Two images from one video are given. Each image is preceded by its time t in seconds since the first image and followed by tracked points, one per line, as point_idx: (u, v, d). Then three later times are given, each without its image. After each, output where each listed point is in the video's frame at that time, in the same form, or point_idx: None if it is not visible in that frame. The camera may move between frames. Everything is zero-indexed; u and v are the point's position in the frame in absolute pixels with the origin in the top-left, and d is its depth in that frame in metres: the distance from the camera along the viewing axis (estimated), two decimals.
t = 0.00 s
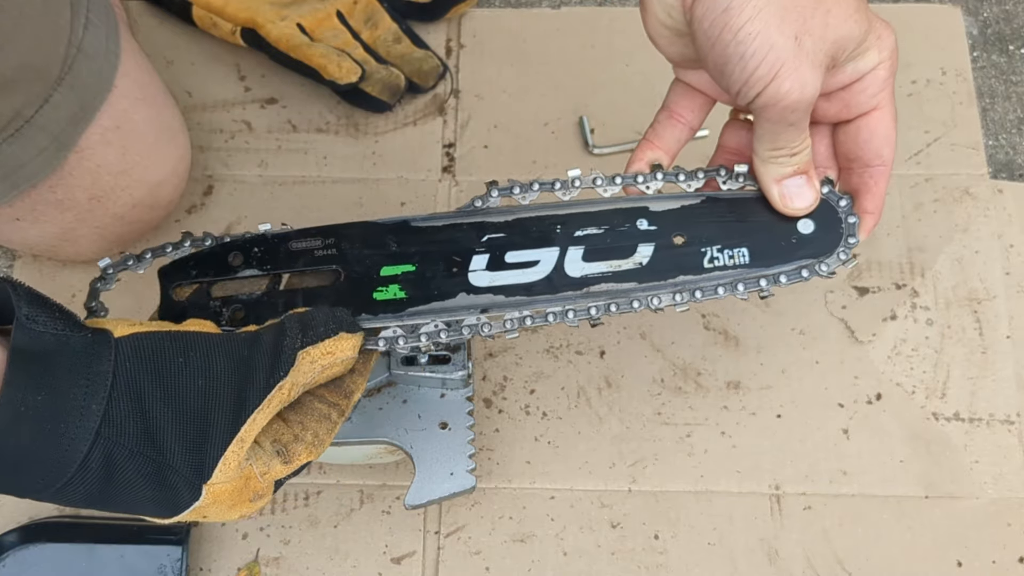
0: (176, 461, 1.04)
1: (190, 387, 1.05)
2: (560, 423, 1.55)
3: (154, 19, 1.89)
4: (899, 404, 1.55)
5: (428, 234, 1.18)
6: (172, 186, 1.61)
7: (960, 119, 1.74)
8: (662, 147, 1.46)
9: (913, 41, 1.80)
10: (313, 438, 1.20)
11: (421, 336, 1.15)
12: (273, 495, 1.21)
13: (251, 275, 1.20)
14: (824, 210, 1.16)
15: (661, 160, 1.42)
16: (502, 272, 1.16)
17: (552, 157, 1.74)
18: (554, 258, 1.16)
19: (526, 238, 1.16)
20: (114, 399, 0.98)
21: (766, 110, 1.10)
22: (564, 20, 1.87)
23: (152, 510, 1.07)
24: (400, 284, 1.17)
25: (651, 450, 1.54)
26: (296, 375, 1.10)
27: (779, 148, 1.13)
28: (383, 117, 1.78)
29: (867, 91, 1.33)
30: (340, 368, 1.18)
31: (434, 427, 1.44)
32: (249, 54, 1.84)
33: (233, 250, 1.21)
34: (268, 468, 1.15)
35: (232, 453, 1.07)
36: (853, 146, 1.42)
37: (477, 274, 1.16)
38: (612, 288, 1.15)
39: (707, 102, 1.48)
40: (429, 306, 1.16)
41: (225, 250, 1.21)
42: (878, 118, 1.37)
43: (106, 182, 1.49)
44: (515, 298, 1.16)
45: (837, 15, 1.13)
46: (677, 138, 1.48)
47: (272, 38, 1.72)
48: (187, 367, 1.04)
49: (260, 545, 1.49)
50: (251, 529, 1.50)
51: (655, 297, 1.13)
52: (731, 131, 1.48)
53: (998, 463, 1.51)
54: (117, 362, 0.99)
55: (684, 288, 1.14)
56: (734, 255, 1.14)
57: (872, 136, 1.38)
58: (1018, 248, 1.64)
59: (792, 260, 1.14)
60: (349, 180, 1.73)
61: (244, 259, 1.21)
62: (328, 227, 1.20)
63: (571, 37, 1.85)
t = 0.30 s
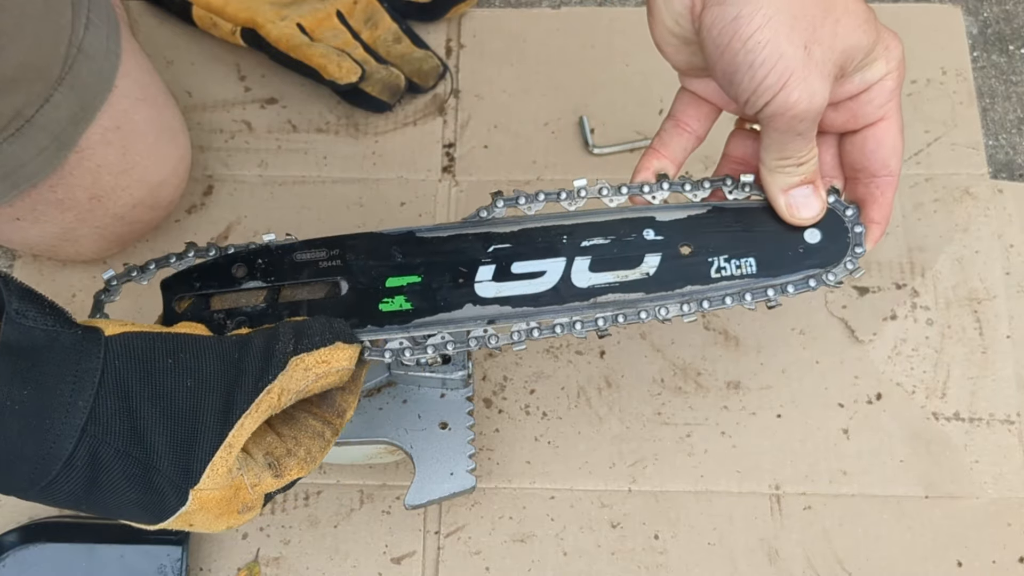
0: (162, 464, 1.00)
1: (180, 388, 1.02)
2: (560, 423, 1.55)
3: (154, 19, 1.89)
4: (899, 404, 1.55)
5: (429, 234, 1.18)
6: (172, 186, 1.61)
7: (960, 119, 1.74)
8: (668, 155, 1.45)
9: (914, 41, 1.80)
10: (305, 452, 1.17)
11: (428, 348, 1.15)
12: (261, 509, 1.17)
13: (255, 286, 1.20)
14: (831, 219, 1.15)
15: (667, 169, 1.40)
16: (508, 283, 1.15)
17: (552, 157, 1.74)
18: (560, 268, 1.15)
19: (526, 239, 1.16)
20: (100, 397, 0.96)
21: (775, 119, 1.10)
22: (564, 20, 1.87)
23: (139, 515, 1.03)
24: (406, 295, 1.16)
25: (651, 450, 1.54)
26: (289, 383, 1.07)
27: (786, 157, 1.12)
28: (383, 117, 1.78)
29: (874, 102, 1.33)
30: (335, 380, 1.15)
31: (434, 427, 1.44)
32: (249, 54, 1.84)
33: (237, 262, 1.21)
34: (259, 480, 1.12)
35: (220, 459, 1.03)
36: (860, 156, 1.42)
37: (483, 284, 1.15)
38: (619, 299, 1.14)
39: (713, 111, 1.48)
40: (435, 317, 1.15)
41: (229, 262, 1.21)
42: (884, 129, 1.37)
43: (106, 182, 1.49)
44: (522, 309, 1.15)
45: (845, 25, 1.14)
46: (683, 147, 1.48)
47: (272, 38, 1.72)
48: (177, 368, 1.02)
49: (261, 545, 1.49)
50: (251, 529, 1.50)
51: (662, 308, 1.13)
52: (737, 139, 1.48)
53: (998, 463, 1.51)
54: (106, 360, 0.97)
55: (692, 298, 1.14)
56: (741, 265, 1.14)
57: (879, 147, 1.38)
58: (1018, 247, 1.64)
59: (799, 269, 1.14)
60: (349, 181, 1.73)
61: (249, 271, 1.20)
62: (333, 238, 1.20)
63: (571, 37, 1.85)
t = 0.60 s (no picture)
0: (140, 445, 1.00)
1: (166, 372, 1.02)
2: (560, 423, 1.55)
3: (154, 19, 1.89)
4: (899, 404, 1.55)
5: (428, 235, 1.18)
6: (173, 186, 1.61)
7: (960, 119, 1.74)
8: (670, 158, 1.45)
9: (914, 41, 1.80)
10: (283, 476, 1.18)
11: (427, 351, 1.15)
12: (231, 526, 1.16)
13: (258, 290, 1.22)
14: (831, 221, 1.15)
15: (668, 173, 1.40)
16: (508, 288, 1.16)
17: (552, 157, 1.74)
18: (560, 272, 1.15)
19: (524, 238, 1.17)
20: (87, 370, 0.95)
21: (776, 122, 1.09)
22: (564, 20, 1.87)
23: (104, 498, 1.00)
24: (407, 300, 1.16)
25: (651, 450, 1.54)
26: (273, 381, 1.10)
27: (789, 159, 1.12)
28: (383, 117, 1.78)
29: (877, 105, 1.33)
30: (322, 382, 1.16)
31: (434, 427, 1.44)
32: (249, 54, 1.85)
33: (240, 266, 1.23)
34: (233, 491, 1.12)
35: (197, 449, 1.04)
36: (863, 159, 1.42)
37: (484, 288, 1.16)
38: (620, 303, 1.14)
39: (716, 114, 1.48)
40: (436, 322, 1.15)
41: (233, 265, 1.23)
42: (888, 131, 1.37)
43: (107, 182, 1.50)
44: (522, 313, 1.15)
45: (848, 27, 1.13)
46: (685, 149, 1.48)
47: (272, 38, 1.71)
48: (166, 351, 1.02)
49: (261, 545, 1.49)
50: (251, 529, 1.50)
51: (663, 312, 1.13)
52: (740, 142, 1.48)
53: (998, 463, 1.51)
54: (99, 336, 0.97)
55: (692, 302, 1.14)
56: (742, 268, 1.14)
57: (882, 150, 1.38)
58: (1018, 248, 1.64)
59: (800, 272, 1.14)
60: (349, 180, 1.73)
61: (252, 275, 1.22)
62: (335, 243, 1.20)
63: (571, 37, 1.85)
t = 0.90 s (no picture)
0: (156, 417, 0.95)
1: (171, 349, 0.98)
2: (560, 423, 1.55)
3: (154, 19, 1.89)
4: (899, 404, 1.55)
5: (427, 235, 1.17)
6: (173, 186, 1.61)
7: (960, 119, 1.74)
8: (660, 159, 1.45)
9: (914, 41, 1.80)
10: (289, 465, 1.17)
11: (420, 355, 1.16)
12: (242, 516, 1.11)
13: (250, 297, 1.22)
14: (823, 220, 1.15)
15: (658, 172, 1.42)
16: (499, 290, 1.16)
17: (552, 157, 1.74)
18: (552, 275, 1.15)
19: (515, 241, 1.17)
20: (99, 340, 0.88)
21: (766, 121, 1.09)
22: (563, 20, 1.87)
23: (113, 480, 0.93)
24: (399, 304, 1.17)
25: (651, 450, 1.54)
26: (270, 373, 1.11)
27: (779, 158, 1.12)
28: (383, 117, 1.78)
29: (867, 103, 1.33)
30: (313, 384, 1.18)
31: (434, 427, 1.44)
32: (249, 54, 1.85)
33: (232, 273, 1.23)
34: (244, 473, 1.08)
35: (210, 423, 1.01)
36: (854, 157, 1.41)
37: (475, 291, 1.16)
38: (611, 304, 1.14)
39: (706, 114, 1.48)
40: (426, 326, 1.16)
41: (225, 273, 1.23)
42: (878, 129, 1.37)
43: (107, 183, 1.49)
44: (513, 315, 1.15)
45: (836, 26, 1.13)
46: (675, 149, 1.48)
47: (272, 38, 1.71)
48: (172, 326, 0.99)
49: (261, 545, 1.49)
50: (251, 529, 1.50)
51: (652, 312, 1.13)
52: (730, 141, 1.48)
53: (998, 463, 1.51)
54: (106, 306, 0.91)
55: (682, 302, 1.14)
56: (733, 268, 1.13)
57: (872, 149, 1.38)
58: (1018, 248, 1.64)
59: (791, 271, 1.14)
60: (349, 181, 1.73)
61: (244, 282, 1.22)
62: (327, 249, 1.21)
63: (571, 37, 1.85)
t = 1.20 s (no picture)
0: (159, 467, 0.97)
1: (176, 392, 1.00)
2: (560, 423, 1.55)
3: (154, 19, 1.89)
4: (899, 404, 1.55)
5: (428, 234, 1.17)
6: (172, 186, 1.61)
7: (960, 119, 1.74)
8: (666, 155, 1.45)
9: (914, 40, 1.80)
10: (296, 477, 1.19)
11: (424, 354, 1.14)
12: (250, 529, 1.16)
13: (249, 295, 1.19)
14: (832, 214, 1.15)
15: (665, 168, 1.39)
16: (505, 287, 1.15)
17: (552, 157, 1.74)
18: (558, 271, 1.15)
19: (520, 237, 1.16)
20: (95, 395, 0.92)
21: (774, 113, 1.09)
22: (563, 20, 1.87)
23: (123, 521, 0.98)
24: (402, 301, 1.15)
25: (651, 450, 1.54)
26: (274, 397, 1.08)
27: (787, 152, 1.12)
28: (383, 117, 1.78)
29: (874, 96, 1.33)
30: (316, 399, 1.15)
31: (434, 427, 1.44)
32: (249, 54, 1.85)
33: (230, 272, 1.20)
34: (252, 497, 1.12)
35: (217, 467, 1.02)
36: (862, 152, 1.41)
37: (480, 289, 1.15)
38: (620, 300, 1.14)
39: (712, 110, 1.48)
40: (430, 323, 1.15)
41: (222, 272, 1.20)
42: (886, 123, 1.37)
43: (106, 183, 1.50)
44: (520, 312, 1.14)
45: (844, 18, 1.12)
46: (681, 145, 1.48)
47: (272, 38, 1.71)
48: (175, 370, 1.00)
49: (260, 545, 1.49)
50: (251, 529, 1.50)
51: (663, 309, 1.13)
52: (737, 138, 1.48)
53: (998, 463, 1.51)
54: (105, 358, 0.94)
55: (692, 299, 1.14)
56: (742, 264, 1.13)
57: (880, 142, 1.38)
58: (1018, 247, 1.64)
59: (802, 266, 1.14)
60: (351, 181, 1.74)
61: (242, 281, 1.19)
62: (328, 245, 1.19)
63: (571, 37, 1.85)
